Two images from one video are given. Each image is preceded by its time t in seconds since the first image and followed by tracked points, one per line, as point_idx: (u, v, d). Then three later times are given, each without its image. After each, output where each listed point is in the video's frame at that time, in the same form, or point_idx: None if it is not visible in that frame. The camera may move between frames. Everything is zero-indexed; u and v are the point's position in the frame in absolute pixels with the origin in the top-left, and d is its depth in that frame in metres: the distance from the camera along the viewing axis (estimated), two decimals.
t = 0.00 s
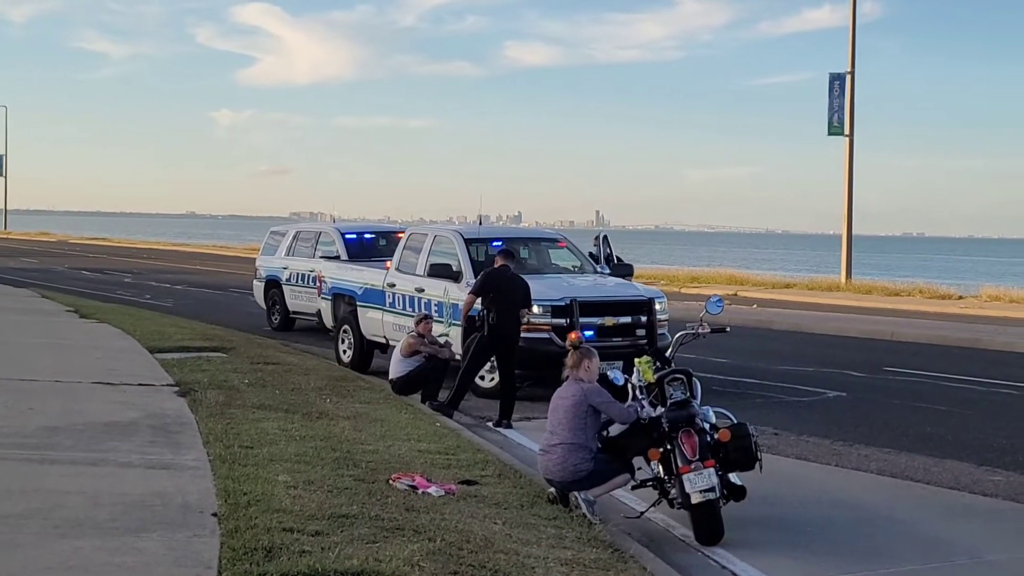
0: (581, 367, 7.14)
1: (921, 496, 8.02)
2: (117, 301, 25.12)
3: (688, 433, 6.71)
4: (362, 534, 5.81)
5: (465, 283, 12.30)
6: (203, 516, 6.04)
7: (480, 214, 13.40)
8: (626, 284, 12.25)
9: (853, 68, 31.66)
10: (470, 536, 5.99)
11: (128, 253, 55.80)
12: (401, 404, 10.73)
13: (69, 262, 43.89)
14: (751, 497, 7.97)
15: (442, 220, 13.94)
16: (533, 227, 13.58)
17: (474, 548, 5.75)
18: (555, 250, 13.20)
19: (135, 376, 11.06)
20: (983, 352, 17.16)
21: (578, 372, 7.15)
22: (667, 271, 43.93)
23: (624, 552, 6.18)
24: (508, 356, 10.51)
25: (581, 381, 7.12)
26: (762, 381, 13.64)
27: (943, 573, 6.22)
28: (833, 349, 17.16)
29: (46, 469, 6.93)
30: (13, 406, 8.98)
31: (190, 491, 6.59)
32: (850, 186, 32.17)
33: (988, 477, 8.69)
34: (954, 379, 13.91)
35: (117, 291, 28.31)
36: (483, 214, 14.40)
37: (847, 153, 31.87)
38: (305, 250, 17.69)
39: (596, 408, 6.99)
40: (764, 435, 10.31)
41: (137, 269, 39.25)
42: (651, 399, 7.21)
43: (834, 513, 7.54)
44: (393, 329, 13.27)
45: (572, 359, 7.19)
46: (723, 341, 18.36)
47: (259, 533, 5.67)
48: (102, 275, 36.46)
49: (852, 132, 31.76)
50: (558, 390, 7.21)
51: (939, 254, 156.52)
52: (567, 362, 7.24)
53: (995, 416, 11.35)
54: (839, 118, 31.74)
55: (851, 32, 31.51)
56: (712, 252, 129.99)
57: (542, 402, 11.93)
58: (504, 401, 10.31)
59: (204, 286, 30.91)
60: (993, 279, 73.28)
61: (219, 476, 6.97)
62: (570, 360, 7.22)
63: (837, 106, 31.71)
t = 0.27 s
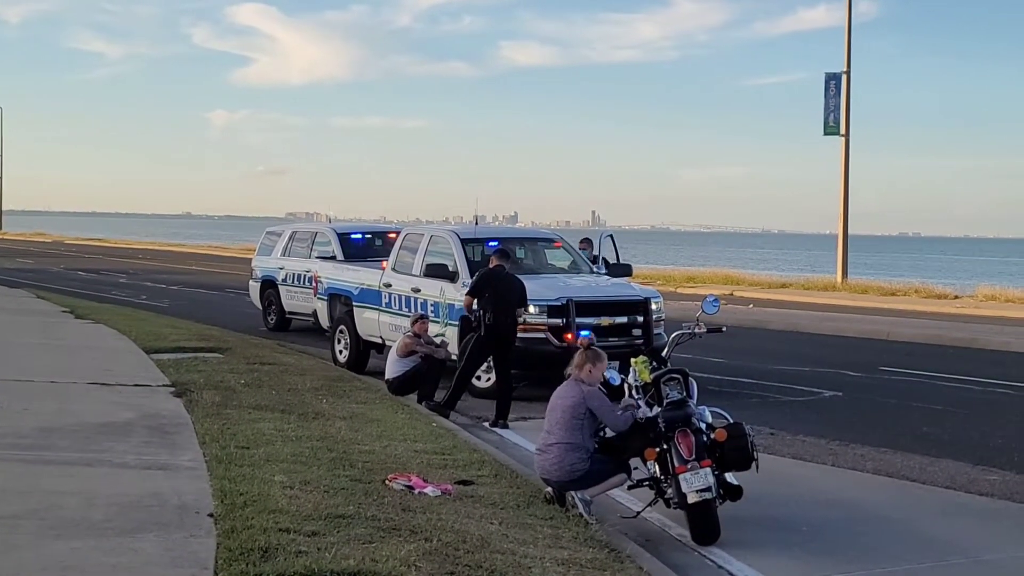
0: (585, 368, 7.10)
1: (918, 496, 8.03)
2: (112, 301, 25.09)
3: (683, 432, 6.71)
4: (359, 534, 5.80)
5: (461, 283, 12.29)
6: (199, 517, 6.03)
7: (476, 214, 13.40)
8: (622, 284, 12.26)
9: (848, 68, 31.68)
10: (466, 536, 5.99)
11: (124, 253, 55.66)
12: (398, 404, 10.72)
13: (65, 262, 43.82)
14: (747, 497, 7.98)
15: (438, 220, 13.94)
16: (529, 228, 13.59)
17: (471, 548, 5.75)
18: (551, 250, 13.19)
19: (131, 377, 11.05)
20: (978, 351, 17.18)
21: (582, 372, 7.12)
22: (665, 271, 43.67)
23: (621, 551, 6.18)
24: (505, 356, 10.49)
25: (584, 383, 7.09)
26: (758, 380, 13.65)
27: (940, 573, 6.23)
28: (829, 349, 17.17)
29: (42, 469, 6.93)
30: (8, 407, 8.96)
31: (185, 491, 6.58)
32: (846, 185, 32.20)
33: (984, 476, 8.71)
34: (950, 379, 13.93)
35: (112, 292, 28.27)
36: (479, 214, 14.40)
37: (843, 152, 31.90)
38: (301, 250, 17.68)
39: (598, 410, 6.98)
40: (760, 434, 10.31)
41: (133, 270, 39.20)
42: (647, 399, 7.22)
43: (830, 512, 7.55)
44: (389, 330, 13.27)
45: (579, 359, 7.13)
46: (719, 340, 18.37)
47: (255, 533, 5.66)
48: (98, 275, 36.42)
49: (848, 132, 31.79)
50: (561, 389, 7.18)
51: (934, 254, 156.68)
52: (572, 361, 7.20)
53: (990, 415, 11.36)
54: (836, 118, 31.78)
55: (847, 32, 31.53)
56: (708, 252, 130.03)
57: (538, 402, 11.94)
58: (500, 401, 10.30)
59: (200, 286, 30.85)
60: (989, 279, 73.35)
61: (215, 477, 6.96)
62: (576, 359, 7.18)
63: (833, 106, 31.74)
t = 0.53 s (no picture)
0: (588, 371, 7.08)
1: (914, 495, 8.03)
2: (109, 301, 25.06)
3: (680, 431, 6.72)
4: (355, 534, 5.80)
5: (457, 283, 12.30)
6: (196, 516, 6.03)
7: (472, 214, 13.41)
8: (619, 283, 12.27)
9: (845, 67, 31.72)
10: (463, 535, 5.99)
11: (120, 253, 55.58)
12: (394, 404, 10.72)
13: (61, 262, 43.76)
14: (743, 496, 7.99)
15: (435, 220, 13.94)
16: (526, 227, 13.59)
17: (467, 548, 5.75)
18: (547, 249, 13.21)
19: (127, 376, 11.03)
20: (974, 351, 17.21)
21: (585, 374, 7.10)
22: (663, 271, 42.40)
23: (617, 551, 6.18)
24: (500, 356, 10.49)
25: (586, 385, 7.08)
26: (755, 380, 13.66)
27: (937, 571, 6.24)
28: (825, 348, 17.19)
29: (39, 469, 6.92)
30: (5, 406, 8.96)
31: (182, 491, 6.58)
32: (842, 184, 32.24)
33: (980, 475, 8.72)
34: (946, 378, 13.95)
35: (109, 292, 28.24)
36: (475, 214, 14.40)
37: (840, 152, 31.94)
38: (298, 250, 17.67)
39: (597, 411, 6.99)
40: (757, 434, 10.32)
41: (130, 270, 39.17)
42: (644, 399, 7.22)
43: (826, 511, 7.56)
44: (386, 329, 13.27)
45: (586, 360, 7.10)
46: (715, 340, 18.39)
47: (252, 533, 5.66)
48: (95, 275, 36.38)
49: (844, 132, 31.84)
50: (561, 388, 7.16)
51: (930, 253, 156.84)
52: (575, 362, 7.19)
53: (986, 414, 11.38)
54: (832, 117, 31.82)
55: (844, 31, 31.59)
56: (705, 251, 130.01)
57: (535, 402, 11.94)
58: (497, 401, 10.30)
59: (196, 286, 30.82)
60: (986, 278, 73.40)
61: (211, 476, 6.95)
62: (580, 360, 7.16)
63: (829, 106, 31.78)
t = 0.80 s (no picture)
0: (582, 371, 7.03)
1: (910, 494, 8.04)
2: (104, 301, 25.02)
3: (676, 430, 6.73)
4: (351, 533, 5.80)
5: (453, 282, 12.29)
6: (191, 516, 6.02)
7: (468, 213, 13.40)
8: (615, 283, 12.26)
9: (840, 67, 31.74)
10: (459, 535, 5.98)
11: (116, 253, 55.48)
12: (390, 404, 10.71)
13: (56, 262, 43.70)
14: (739, 495, 7.99)
15: (431, 220, 13.93)
16: (521, 227, 13.59)
17: (463, 547, 5.75)
18: (542, 249, 13.20)
19: (123, 376, 11.02)
20: (970, 350, 17.22)
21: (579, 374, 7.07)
22: (659, 271, 41.30)
23: (614, 550, 6.19)
24: (496, 356, 10.49)
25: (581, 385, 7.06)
26: (751, 379, 13.66)
27: (932, 570, 6.24)
28: (821, 348, 17.19)
29: (35, 469, 6.91)
30: None
31: (178, 491, 6.57)
32: (838, 184, 32.24)
33: (976, 474, 8.72)
34: (942, 377, 13.95)
35: (104, 292, 28.20)
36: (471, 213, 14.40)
37: (835, 151, 31.95)
38: (294, 249, 17.66)
39: (587, 410, 6.98)
40: (753, 433, 10.32)
41: (126, 270, 39.13)
42: (640, 397, 7.18)
43: (822, 511, 7.56)
44: (382, 329, 13.26)
45: (577, 361, 7.05)
46: (711, 339, 18.39)
47: (248, 533, 5.66)
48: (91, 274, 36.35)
49: (840, 131, 31.85)
50: (560, 387, 7.16)
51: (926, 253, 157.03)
52: (570, 362, 7.14)
53: (982, 413, 11.38)
54: (828, 116, 31.84)
55: (839, 31, 31.59)
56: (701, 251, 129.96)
57: (531, 401, 11.94)
58: (493, 401, 10.30)
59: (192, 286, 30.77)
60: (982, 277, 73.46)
61: (207, 476, 6.94)
62: (574, 360, 7.11)
63: (825, 105, 31.79)
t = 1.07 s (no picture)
0: (575, 369, 7.09)
1: (904, 493, 8.06)
2: (98, 302, 24.97)
3: (671, 430, 6.73)
4: (346, 534, 5.80)
5: (448, 282, 12.28)
6: (185, 517, 6.02)
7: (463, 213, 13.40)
8: (609, 283, 12.26)
9: (834, 66, 31.76)
10: (453, 535, 5.98)
11: (112, 254, 55.45)
12: (385, 404, 10.70)
13: (49, 263, 43.61)
14: (733, 495, 8.00)
15: (426, 220, 13.93)
16: (516, 227, 13.59)
17: (458, 548, 5.75)
18: (537, 249, 13.20)
19: (117, 377, 11.00)
20: (964, 349, 17.24)
21: (573, 373, 7.11)
22: (653, 271, 40.98)
23: (608, 550, 6.19)
24: (490, 356, 10.49)
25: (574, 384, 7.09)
26: (745, 379, 13.67)
27: (926, 569, 6.25)
28: (816, 347, 17.20)
29: (29, 470, 6.89)
30: None
31: (172, 491, 6.57)
32: (832, 183, 32.27)
33: (970, 474, 8.74)
34: (937, 376, 13.97)
35: (98, 293, 28.15)
36: (466, 214, 14.39)
37: (830, 151, 31.99)
38: (288, 250, 17.65)
39: (578, 409, 6.98)
40: (747, 433, 10.33)
41: (122, 271, 39.12)
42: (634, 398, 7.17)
43: (817, 510, 7.57)
44: (377, 329, 13.25)
45: (575, 359, 7.07)
46: (706, 339, 18.39)
47: (242, 533, 5.65)
48: (85, 275, 36.34)
49: (834, 131, 31.89)
50: (555, 386, 7.17)
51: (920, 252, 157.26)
52: (563, 362, 7.19)
53: (977, 413, 11.40)
54: (822, 116, 31.88)
55: (833, 31, 31.62)
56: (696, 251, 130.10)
57: (526, 401, 11.93)
58: (487, 401, 10.30)
59: (186, 287, 30.72)
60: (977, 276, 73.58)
61: (201, 477, 6.94)
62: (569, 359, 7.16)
63: (819, 105, 31.83)
